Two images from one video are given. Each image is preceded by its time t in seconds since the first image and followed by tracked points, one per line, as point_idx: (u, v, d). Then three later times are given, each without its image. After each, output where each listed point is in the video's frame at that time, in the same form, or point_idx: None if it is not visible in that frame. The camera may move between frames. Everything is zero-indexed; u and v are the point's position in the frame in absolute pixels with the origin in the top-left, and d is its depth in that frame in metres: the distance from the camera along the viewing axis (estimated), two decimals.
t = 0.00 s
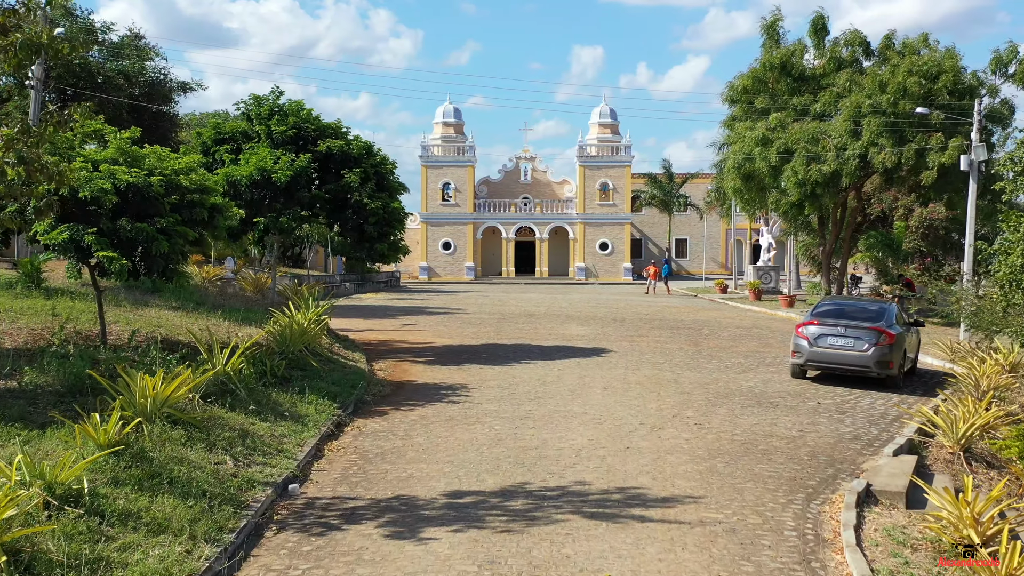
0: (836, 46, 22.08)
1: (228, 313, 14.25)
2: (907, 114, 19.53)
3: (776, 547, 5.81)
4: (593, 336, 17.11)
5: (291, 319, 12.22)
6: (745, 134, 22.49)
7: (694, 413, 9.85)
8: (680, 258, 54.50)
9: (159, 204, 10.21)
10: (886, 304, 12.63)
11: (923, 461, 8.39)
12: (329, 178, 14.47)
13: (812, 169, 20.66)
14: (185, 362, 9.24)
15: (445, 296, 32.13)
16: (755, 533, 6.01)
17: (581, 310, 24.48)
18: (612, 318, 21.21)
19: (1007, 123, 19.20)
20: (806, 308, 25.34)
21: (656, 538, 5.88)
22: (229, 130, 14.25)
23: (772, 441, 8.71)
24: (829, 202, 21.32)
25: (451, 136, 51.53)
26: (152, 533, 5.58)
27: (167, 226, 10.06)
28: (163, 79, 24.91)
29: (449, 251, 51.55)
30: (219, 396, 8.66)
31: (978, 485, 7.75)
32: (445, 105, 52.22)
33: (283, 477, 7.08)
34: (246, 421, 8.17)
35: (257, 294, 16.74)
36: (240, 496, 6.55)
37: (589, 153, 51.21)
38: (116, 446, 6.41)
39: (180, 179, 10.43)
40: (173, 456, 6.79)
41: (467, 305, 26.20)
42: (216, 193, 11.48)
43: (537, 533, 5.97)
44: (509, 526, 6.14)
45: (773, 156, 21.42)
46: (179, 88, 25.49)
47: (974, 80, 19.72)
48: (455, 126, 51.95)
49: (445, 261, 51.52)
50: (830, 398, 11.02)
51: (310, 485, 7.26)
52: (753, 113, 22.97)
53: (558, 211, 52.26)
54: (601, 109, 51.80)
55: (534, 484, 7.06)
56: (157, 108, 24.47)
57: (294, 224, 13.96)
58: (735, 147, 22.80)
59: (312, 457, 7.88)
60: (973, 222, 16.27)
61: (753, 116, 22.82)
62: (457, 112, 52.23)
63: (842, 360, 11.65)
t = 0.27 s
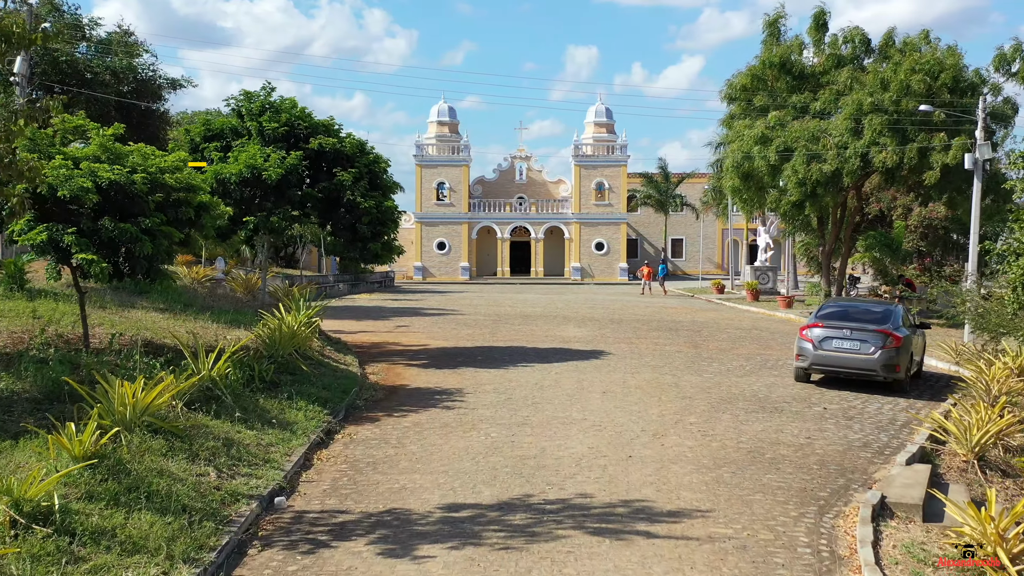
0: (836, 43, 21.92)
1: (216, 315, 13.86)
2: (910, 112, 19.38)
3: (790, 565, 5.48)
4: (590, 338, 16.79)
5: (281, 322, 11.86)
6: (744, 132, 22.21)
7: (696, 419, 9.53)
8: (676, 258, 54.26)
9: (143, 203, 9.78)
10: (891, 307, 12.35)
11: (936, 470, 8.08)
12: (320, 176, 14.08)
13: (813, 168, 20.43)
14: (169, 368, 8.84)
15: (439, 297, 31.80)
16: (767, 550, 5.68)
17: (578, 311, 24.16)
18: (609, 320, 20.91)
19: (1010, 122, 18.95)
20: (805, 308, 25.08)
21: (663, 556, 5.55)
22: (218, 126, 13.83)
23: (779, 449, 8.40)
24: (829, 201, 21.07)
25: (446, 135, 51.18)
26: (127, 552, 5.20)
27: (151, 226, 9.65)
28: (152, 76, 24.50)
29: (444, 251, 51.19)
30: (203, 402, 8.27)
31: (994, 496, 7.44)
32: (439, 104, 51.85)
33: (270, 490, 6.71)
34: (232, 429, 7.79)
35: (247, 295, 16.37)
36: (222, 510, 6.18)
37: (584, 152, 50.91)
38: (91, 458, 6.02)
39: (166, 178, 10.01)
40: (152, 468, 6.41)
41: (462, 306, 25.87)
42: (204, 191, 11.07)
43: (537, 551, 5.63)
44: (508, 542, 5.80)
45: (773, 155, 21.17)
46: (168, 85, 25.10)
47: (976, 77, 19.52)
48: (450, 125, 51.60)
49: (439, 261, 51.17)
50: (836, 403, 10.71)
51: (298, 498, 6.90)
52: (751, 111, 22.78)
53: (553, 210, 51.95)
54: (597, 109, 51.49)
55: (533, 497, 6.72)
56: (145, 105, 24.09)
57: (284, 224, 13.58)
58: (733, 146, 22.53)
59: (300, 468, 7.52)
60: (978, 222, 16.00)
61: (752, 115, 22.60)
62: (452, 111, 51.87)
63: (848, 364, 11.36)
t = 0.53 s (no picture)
0: (839, 41, 21.63)
1: (207, 317, 13.50)
2: (915, 110, 19.08)
3: None
4: (590, 340, 16.48)
5: (273, 325, 11.50)
6: (746, 130, 21.91)
7: (703, 426, 9.21)
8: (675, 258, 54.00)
9: (129, 202, 9.37)
10: (900, 308, 12.04)
11: (953, 480, 7.78)
12: (314, 175, 13.72)
13: (816, 167, 20.14)
14: (154, 373, 8.48)
15: (436, 298, 31.49)
16: (784, 569, 5.36)
17: (577, 312, 23.87)
18: (609, 321, 20.60)
19: (1016, 120, 18.68)
20: (806, 309, 24.81)
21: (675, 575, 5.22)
22: (209, 123, 13.46)
23: (790, 457, 8.08)
24: (832, 200, 20.77)
25: (443, 134, 50.87)
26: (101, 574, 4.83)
27: (137, 226, 9.24)
28: (144, 72, 24.21)
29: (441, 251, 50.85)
30: (190, 409, 7.90)
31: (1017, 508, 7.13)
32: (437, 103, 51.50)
33: (257, 503, 6.36)
34: (219, 438, 7.43)
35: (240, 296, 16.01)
36: (207, 527, 5.82)
37: (583, 152, 50.63)
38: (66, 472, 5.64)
39: (154, 176, 9.60)
40: (132, 481, 6.03)
41: (459, 308, 25.56)
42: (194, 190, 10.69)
43: (541, 570, 5.30)
44: (510, 559, 5.47)
45: (774, 153, 20.86)
46: (160, 82, 24.80)
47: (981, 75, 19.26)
48: (447, 124, 51.26)
49: (436, 261, 50.83)
50: (846, 408, 10.40)
51: (288, 511, 6.55)
52: (753, 109, 22.49)
53: (551, 210, 51.65)
54: (596, 108, 51.19)
55: (536, 510, 6.39)
56: (137, 102, 23.79)
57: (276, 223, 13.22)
58: (735, 145, 22.24)
59: (290, 479, 7.17)
60: (985, 221, 15.73)
61: (754, 113, 22.32)
62: (449, 110, 51.54)
63: (856, 368, 11.07)
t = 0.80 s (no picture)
0: (845, 37, 21.29)
1: (200, 319, 13.15)
2: (923, 107, 18.68)
3: None
4: (593, 342, 16.15)
5: (267, 327, 11.16)
6: (750, 128, 21.57)
7: (712, 432, 8.88)
8: (676, 258, 53.68)
9: (117, 200, 8.99)
10: (912, 310, 11.69)
11: (975, 491, 7.45)
12: (310, 173, 13.37)
13: (821, 167, 19.81)
14: (142, 378, 8.13)
15: (435, 298, 31.16)
16: None
17: (578, 313, 23.54)
18: (612, 322, 20.26)
19: None
20: (810, 310, 24.49)
21: None
22: (202, 120, 13.10)
23: (804, 467, 7.75)
24: (838, 199, 20.42)
25: (443, 134, 50.56)
26: None
27: (126, 226, 8.86)
28: (138, 70, 24.12)
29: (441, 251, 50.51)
30: (178, 417, 7.54)
31: None
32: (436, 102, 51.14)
33: (245, 518, 6.02)
34: (207, 447, 7.08)
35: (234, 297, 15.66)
36: (190, 545, 5.46)
37: (583, 151, 50.33)
38: (40, 487, 5.28)
39: (143, 173, 9.22)
40: (112, 496, 5.67)
41: (459, 308, 25.21)
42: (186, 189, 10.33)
43: None
44: None
45: (779, 152, 20.49)
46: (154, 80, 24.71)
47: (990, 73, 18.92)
48: (447, 123, 50.93)
49: (436, 261, 50.50)
50: (858, 413, 10.05)
51: (278, 525, 6.21)
52: (757, 107, 22.16)
53: (551, 210, 51.32)
54: (596, 107, 50.86)
55: (540, 525, 6.05)
56: (131, 100, 23.69)
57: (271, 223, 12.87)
58: (739, 143, 21.90)
59: (281, 491, 6.83)
60: (996, 221, 15.39)
61: (758, 110, 21.99)
62: (449, 109, 51.19)
63: (868, 371, 10.74)
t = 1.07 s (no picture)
0: (851, 34, 20.96)
1: (192, 321, 12.82)
2: (931, 104, 18.28)
3: None
4: (595, 343, 15.81)
5: (260, 329, 10.83)
6: (754, 126, 21.24)
7: (721, 440, 8.53)
8: (677, 258, 53.36)
9: (103, 199, 8.60)
10: (925, 312, 11.35)
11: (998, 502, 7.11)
12: (305, 171, 13.02)
13: (826, 166, 19.48)
14: (127, 384, 7.78)
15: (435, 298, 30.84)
16: None
17: (580, 314, 23.21)
18: (614, 324, 19.92)
19: None
20: (815, 311, 24.17)
21: None
22: (195, 117, 12.75)
23: (818, 477, 7.41)
24: (844, 199, 20.08)
25: (442, 133, 50.28)
26: None
27: (112, 227, 8.49)
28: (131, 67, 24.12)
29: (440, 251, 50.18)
30: (163, 426, 7.19)
31: None
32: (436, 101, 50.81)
33: (231, 534, 5.67)
34: (193, 458, 6.73)
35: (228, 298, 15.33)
36: (170, 565, 5.10)
37: (584, 150, 50.03)
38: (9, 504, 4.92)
39: (130, 171, 8.87)
40: (87, 512, 5.32)
41: (459, 309, 24.87)
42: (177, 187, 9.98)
43: None
44: None
45: (784, 150, 20.14)
46: (148, 77, 24.70)
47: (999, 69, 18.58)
48: (447, 122, 50.63)
49: (435, 261, 50.19)
50: (871, 419, 9.71)
51: (266, 541, 5.86)
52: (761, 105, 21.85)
53: (552, 209, 51.00)
54: (597, 106, 50.53)
55: (542, 542, 5.71)
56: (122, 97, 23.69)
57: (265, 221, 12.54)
58: (743, 141, 21.59)
59: (271, 504, 6.48)
60: (1008, 221, 15.05)
61: (763, 108, 21.66)
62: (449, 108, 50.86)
63: (881, 375, 10.40)
